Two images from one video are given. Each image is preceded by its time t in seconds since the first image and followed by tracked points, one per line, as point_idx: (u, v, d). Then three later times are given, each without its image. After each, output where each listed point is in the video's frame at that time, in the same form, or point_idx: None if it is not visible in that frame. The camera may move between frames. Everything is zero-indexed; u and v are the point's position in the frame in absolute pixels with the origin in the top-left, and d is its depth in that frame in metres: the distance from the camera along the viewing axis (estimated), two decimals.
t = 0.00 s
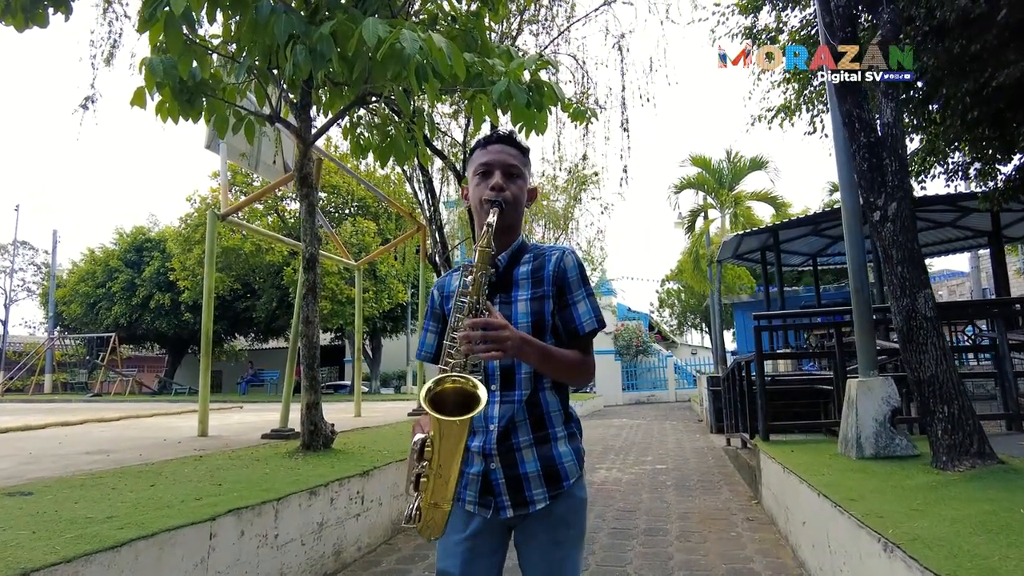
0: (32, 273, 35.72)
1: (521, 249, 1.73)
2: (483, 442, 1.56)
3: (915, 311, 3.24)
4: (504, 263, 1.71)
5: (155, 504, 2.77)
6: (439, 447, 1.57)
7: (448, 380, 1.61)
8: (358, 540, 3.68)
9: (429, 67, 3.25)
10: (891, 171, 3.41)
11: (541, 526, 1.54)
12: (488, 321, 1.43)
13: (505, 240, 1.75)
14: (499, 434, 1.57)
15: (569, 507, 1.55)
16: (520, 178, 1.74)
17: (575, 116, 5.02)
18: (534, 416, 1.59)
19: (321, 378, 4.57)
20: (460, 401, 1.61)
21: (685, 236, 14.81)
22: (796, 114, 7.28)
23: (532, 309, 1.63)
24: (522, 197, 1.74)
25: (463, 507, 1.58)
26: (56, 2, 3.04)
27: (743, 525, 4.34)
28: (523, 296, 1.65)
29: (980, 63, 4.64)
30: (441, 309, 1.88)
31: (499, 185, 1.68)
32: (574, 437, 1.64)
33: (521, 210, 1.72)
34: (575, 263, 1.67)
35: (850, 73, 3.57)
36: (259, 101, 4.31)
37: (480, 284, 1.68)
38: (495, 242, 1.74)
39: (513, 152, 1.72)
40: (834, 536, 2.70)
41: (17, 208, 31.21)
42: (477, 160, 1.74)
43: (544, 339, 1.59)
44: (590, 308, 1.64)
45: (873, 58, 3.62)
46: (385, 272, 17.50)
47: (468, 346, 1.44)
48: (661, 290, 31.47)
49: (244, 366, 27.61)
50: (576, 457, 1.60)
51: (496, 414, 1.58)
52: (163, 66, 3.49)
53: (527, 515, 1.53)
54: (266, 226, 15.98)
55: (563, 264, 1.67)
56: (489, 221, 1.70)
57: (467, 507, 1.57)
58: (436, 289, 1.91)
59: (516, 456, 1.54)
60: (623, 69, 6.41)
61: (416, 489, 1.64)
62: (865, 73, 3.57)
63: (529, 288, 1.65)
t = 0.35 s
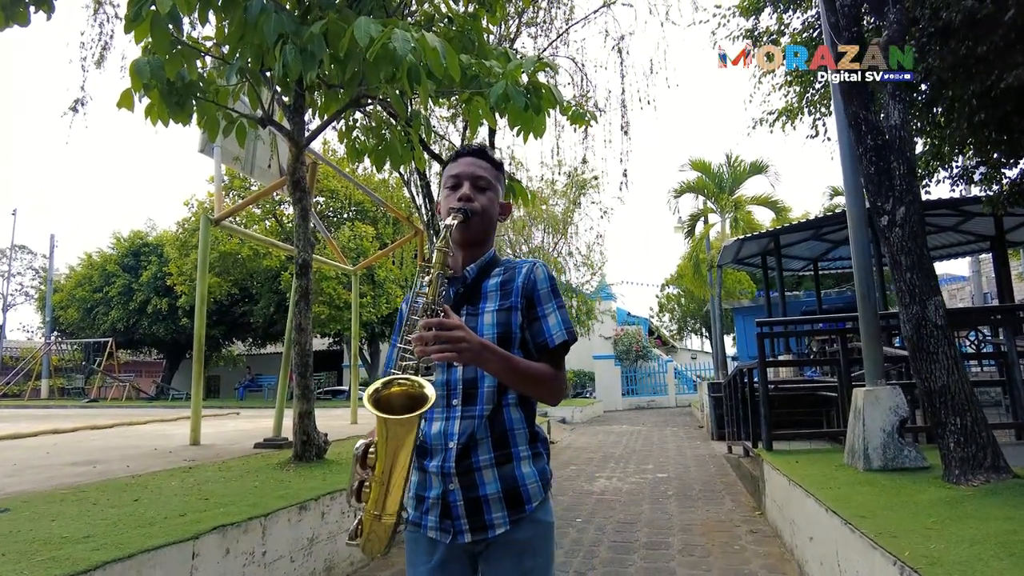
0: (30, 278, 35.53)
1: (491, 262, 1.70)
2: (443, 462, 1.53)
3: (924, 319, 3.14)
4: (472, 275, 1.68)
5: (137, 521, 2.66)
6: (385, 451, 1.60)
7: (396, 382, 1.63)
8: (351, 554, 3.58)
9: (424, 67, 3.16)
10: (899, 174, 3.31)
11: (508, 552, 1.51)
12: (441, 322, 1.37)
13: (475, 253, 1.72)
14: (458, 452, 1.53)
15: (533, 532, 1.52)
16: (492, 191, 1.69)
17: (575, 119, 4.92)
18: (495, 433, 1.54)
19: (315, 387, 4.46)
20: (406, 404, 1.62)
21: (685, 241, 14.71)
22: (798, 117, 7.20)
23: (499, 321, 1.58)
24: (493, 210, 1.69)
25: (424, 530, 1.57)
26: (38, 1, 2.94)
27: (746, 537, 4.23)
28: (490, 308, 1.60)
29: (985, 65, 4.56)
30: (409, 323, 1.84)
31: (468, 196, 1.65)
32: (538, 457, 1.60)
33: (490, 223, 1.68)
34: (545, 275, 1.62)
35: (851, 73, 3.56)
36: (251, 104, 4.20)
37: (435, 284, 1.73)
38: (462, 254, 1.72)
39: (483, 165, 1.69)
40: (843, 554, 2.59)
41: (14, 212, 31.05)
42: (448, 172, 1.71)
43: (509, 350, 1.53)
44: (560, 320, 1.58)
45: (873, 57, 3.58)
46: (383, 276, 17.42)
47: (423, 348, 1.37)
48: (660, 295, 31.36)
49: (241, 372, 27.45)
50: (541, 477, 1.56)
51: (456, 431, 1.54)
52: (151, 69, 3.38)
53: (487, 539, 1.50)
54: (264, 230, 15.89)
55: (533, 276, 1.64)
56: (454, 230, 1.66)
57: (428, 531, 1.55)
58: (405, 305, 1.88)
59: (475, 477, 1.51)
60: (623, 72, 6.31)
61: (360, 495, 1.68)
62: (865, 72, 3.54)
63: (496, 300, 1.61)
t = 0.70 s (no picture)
0: (29, 282, 35.47)
1: (463, 275, 1.70)
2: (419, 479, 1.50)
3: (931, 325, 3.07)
4: (446, 288, 1.67)
5: (123, 534, 2.58)
6: (355, 467, 1.60)
7: (365, 396, 1.65)
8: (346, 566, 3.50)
9: (421, 68, 3.10)
10: (905, 177, 3.25)
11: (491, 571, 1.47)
12: (409, 336, 1.36)
13: (450, 267, 1.73)
14: (434, 468, 1.50)
15: (512, 548, 1.49)
16: (462, 204, 1.71)
17: (574, 122, 4.86)
18: (471, 448, 1.51)
19: (310, 393, 4.39)
20: (375, 419, 1.64)
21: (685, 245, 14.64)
22: (800, 120, 7.14)
23: (473, 333, 1.58)
24: (465, 222, 1.70)
25: (401, 550, 1.52)
26: None
27: (748, 546, 4.16)
28: (464, 321, 1.60)
29: (990, 66, 4.50)
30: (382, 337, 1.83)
31: (438, 209, 1.67)
32: (516, 473, 1.57)
33: (462, 235, 1.68)
34: (519, 286, 1.61)
35: (850, 73, 3.49)
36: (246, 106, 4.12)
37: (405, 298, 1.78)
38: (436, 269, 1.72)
39: (453, 178, 1.72)
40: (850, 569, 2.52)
41: (14, 216, 31.00)
42: (418, 187, 1.74)
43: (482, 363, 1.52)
44: (534, 331, 1.57)
45: (873, 58, 3.52)
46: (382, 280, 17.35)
47: (393, 360, 1.36)
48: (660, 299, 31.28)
49: (241, 375, 27.35)
50: (519, 492, 1.54)
51: (430, 446, 1.51)
52: (142, 69, 3.31)
53: (465, 557, 1.47)
54: (263, 234, 15.84)
55: (506, 288, 1.63)
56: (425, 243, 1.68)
57: (406, 552, 1.51)
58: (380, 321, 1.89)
59: (452, 493, 1.48)
60: (624, 74, 6.25)
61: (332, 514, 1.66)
62: (865, 72, 3.47)
63: (470, 313, 1.60)
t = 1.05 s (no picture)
0: (29, 283, 35.47)
1: (445, 283, 1.65)
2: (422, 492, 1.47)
3: (938, 331, 3.02)
4: (428, 301, 1.61)
5: (112, 545, 2.52)
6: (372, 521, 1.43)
7: (376, 443, 1.50)
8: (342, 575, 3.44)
9: (419, 68, 3.05)
10: (912, 179, 3.19)
11: None
12: (408, 376, 1.33)
13: (429, 276, 1.68)
14: (436, 482, 1.47)
15: (515, 552, 1.51)
16: (442, 212, 1.67)
17: (575, 123, 4.80)
18: (473, 460, 1.50)
19: (307, 399, 4.33)
20: (390, 464, 1.50)
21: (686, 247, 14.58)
22: (802, 121, 7.09)
23: (464, 350, 1.54)
24: (445, 230, 1.67)
25: (401, 560, 1.50)
26: None
27: (751, 554, 4.09)
28: (452, 336, 1.56)
29: (995, 67, 4.46)
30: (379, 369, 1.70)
31: (418, 221, 1.62)
32: (515, 481, 1.57)
33: (443, 245, 1.65)
34: (506, 296, 1.58)
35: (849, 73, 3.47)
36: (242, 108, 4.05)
37: (402, 337, 1.59)
38: (416, 280, 1.67)
39: (432, 185, 1.66)
40: None
41: (13, 217, 30.97)
42: (395, 195, 1.67)
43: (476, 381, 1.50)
44: (527, 342, 1.55)
45: (873, 58, 3.46)
46: (382, 281, 17.29)
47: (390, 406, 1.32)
48: (661, 301, 31.23)
49: (240, 377, 27.30)
50: (519, 500, 1.54)
51: (432, 463, 1.48)
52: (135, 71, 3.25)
53: (470, 566, 1.46)
54: (262, 235, 15.79)
55: (493, 298, 1.59)
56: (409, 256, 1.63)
57: (406, 562, 1.49)
58: (359, 328, 1.82)
59: (455, 505, 1.47)
60: (624, 75, 6.20)
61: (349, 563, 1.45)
62: (865, 72, 3.42)
63: (457, 327, 1.56)
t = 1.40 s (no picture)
0: (28, 283, 35.45)
1: (448, 296, 1.60)
2: (443, 513, 1.46)
3: (948, 337, 2.96)
4: (432, 317, 1.57)
5: (106, 555, 2.47)
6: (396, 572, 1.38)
7: (387, 492, 1.45)
8: None
9: (419, 68, 2.99)
10: (920, 182, 3.14)
11: None
12: (418, 420, 1.32)
13: (432, 289, 1.64)
14: (457, 503, 1.46)
15: (540, 560, 1.49)
16: (441, 223, 1.61)
17: (577, 123, 4.75)
18: (493, 477, 1.48)
19: (305, 403, 4.26)
20: (407, 511, 1.45)
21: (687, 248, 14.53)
22: (805, 122, 7.03)
23: (474, 368, 1.51)
24: (445, 242, 1.62)
25: None
26: None
27: (756, 561, 4.05)
28: (459, 354, 1.52)
29: (1002, 67, 4.40)
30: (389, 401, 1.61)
31: (417, 237, 1.56)
32: (535, 492, 1.55)
33: (444, 259, 1.61)
34: (514, 308, 1.55)
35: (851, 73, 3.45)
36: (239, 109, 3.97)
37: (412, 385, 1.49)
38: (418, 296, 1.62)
39: (428, 196, 1.59)
40: None
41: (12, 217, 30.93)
42: (390, 208, 1.61)
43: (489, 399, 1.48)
44: (538, 354, 1.53)
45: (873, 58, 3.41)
46: (382, 282, 17.24)
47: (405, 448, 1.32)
48: (662, 302, 31.17)
49: (240, 378, 27.24)
50: (540, 510, 1.53)
51: (450, 486, 1.47)
52: (130, 70, 3.18)
53: None
54: (261, 236, 15.74)
55: (501, 311, 1.55)
56: (411, 274, 1.58)
57: None
58: (359, 341, 1.77)
59: (478, 521, 1.46)
60: (626, 75, 6.15)
61: None
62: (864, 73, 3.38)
63: (465, 344, 1.52)
